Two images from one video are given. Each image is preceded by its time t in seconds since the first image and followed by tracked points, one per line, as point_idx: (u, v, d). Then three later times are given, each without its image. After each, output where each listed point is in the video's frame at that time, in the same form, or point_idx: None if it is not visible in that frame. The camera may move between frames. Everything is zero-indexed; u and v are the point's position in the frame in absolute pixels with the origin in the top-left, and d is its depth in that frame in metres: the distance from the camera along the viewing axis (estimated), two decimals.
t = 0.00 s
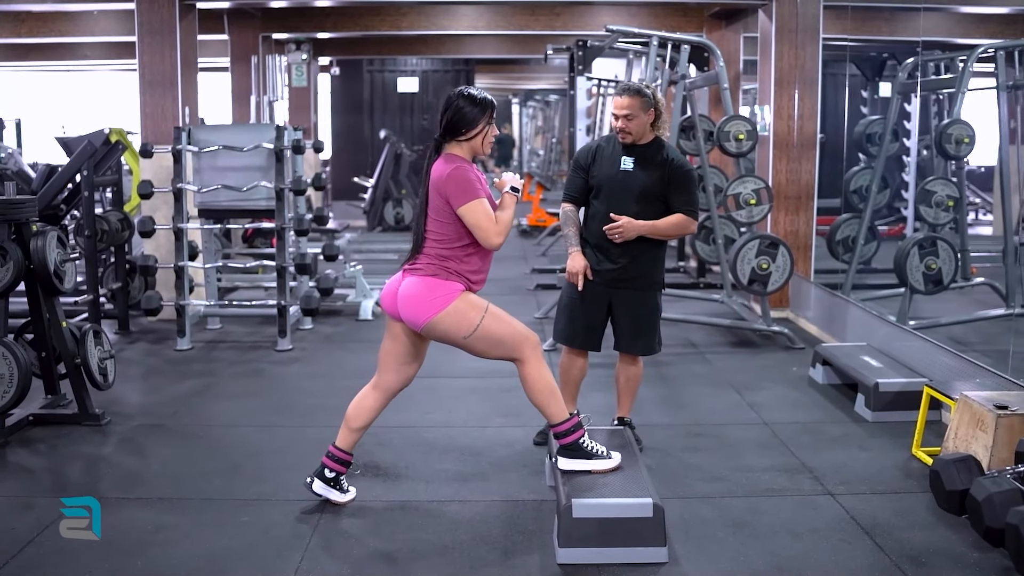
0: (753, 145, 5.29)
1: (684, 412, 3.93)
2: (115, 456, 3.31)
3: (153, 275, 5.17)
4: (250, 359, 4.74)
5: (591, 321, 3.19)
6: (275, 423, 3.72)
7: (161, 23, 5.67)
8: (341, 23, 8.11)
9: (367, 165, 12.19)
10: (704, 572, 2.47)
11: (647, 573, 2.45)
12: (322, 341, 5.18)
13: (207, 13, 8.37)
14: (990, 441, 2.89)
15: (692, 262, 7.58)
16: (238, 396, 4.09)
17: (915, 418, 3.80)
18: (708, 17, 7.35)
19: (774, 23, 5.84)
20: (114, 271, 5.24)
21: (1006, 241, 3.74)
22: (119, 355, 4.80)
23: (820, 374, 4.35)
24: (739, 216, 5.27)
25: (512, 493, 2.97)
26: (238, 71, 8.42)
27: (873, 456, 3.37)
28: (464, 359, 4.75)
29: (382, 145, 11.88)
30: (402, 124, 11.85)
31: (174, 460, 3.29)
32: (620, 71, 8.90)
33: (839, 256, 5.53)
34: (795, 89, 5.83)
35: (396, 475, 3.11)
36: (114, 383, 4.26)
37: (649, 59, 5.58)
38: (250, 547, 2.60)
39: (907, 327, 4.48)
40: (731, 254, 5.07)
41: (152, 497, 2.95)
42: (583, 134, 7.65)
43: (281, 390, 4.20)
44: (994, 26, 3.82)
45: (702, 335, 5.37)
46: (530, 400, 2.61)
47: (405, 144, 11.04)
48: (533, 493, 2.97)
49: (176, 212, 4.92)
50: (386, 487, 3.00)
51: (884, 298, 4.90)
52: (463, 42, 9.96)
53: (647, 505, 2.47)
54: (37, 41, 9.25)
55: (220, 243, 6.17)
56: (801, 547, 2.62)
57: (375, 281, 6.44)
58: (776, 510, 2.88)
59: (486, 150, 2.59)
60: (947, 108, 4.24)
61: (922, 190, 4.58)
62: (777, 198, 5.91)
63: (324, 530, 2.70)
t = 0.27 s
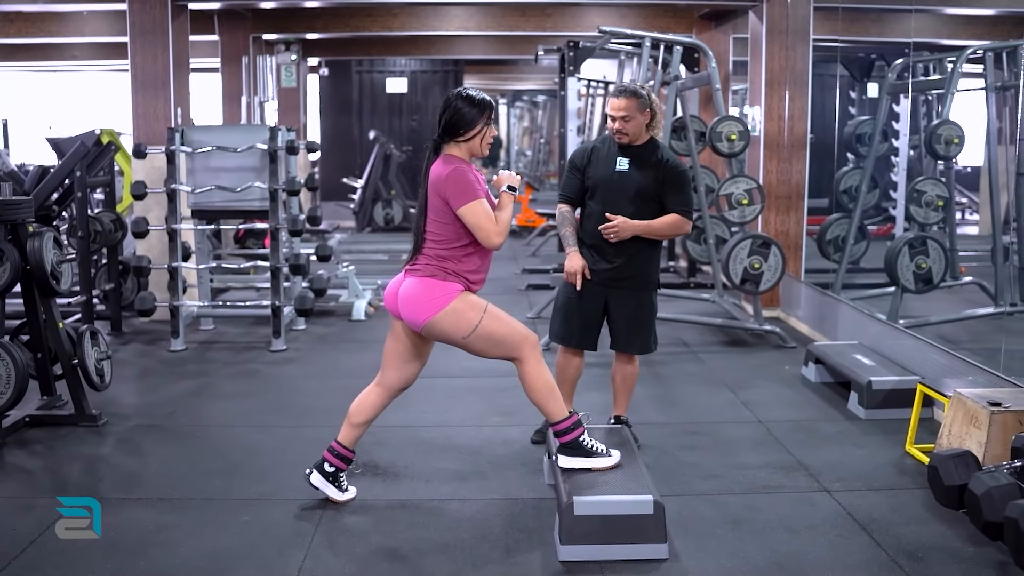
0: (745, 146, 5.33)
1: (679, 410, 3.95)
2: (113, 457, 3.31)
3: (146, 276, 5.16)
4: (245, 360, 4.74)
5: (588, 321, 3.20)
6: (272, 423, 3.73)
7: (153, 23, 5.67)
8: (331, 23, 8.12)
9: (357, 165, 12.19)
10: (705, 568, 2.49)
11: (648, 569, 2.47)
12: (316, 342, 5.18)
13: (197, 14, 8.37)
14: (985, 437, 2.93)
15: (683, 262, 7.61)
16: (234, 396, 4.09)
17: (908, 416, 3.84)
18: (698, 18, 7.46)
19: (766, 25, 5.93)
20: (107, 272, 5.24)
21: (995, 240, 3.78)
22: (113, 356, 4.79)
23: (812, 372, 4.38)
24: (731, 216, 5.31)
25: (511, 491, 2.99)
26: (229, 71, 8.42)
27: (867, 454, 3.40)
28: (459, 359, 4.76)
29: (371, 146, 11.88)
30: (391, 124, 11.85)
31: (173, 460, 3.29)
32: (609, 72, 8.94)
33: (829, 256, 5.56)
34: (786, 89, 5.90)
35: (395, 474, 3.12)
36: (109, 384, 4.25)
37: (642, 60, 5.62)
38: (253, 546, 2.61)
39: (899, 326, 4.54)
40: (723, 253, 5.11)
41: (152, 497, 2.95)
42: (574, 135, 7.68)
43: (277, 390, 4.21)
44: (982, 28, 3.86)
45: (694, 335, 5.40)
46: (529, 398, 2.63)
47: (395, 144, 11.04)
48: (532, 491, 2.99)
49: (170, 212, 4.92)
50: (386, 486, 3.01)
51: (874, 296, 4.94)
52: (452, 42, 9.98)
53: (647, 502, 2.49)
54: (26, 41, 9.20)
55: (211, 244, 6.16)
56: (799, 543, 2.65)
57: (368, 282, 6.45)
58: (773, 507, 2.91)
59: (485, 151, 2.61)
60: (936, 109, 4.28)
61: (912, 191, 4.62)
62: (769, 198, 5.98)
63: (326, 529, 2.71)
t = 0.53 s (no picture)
0: (742, 146, 5.35)
1: (679, 409, 3.97)
2: (115, 457, 3.31)
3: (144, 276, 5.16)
4: (244, 360, 4.74)
5: (587, 321, 3.20)
6: (273, 423, 3.73)
7: (150, 24, 5.67)
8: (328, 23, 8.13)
9: (352, 165, 12.19)
10: (708, 565, 2.50)
11: (652, 567, 2.49)
12: (315, 341, 5.19)
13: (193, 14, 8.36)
14: (984, 435, 2.95)
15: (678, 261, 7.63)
16: (233, 396, 4.09)
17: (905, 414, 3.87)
18: (694, 19, 7.47)
19: (763, 25, 5.97)
20: (105, 273, 5.24)
21: (990, 240, 3.80)
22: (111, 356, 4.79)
23: (810, 371, 4.40)
24: (729, 216, 5.33)
25: (513, 490, 3.00)
26: (225, 71, 8.42)
27: (866, 452, 3.42)
28: (458, 358, 4.77)
29: (367, 145, 11.89)
30: (386, 124, 11.86)
31: (175, 460, 3.29)
32: (605, 72, 8.96)
33: (827, 255, 5.59)
34: (782, 89, 5.93)
35: (398, 473, 3.13)
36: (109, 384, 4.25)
37: (639, 61, 5.64)
38: (257, 545, 2.61)
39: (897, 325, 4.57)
40: (721, 253, 5.13)
41: (155, 496, 2.95)
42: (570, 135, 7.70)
43: (277, 390, 4.21)
44: (977, 28, 3.89)
45: (692, 334, 5.42)
46: (531, 397, 2.64)
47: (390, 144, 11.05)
48: (534, 489, 3.00)
49: (168, 213, 4.92)
50: (388, 485, 3.02)
51: (870, 296, 4.97)
52: (448, 42, 9.98)
53: (651, 501, 2.50)
54: (21, 41, 9.18)
55: (209, 244, 6.15)
56: (800, 540, 2.67)
57: (365, 282, 6.46)
58: (774, 505, 2.93)
59: (486, 153, 2.61)
60: (932, 109, 4.29)
61: (908, 191, 4.63)
62: (765, 198, 6.01)
63: (329, 528, 2.71)
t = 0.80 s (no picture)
0: (752, 145, 5.34)
1: (689, 408, 3.97)
2: (128, 454, 3.32)
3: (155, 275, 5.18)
4: (254, 359, 4.76)
5: (592, 320, 3.21)
6: (284, 421, 3.75)
7: (161, 23, 5.70)
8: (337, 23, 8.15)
9: (360, 165, 12.21)
10: (720, 563, 2.51)
11: (665, 565, 2.49)
12: (325, 340, 5.20)
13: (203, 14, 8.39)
14: (995, 434, 2.95)
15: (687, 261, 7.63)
16: (245, 394, 4.11)
17: (917, 413, 3.86)
18: (703, 18, 7.47)
19: (773, 25, 5.98)
20: (116, 272, 5.26)
21: (1000, 239, 3.80)
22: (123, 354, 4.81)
23: (820, 370, 4.40)
24: (739, 215, 5.34)
25: (525, 488, 3.01)
26: (235, 71, 8.45)
27: (877, 451, 3.42)
28: (467, 357, 4.78)
29: (375, 145, 11.91)
30: (395, 124, 11.88)
31: (187, 458, 3.31)
32: (614, 72, 8.97)
33: (836, 255, 5.59)
34: (792, 89, 5.91)
35: (410, 471, 3.14)
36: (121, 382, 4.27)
37: (649, 60, 5.64)
38: (270, 542, 2.62)
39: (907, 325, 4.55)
40: (731, 252, 5.13)
41: (169, 493, 2.97)
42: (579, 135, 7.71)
43: (288, 389, 4.23)
44: (987, 28, 3.88)
45: (701, 333, 5.42)
46: (545, 395, 2.64)
47: (399, 144, 11.07)
48: (546, 487, 3.01)
49: (179, 212, 4.94)
50: (400, 483, 3.03)
51: (880, 295, 4.96)
52: (456, 42, 10.00)
53: (664, 498, 2.51)
54: (31, 41, 9.21)
55: (219, 243, 6.18)
56: (813, 539, 2.67)
57: (375, 281, 6.47)
58: (786, 503, 2.93)
59: (498, 152, 2.62)
60: (943, 108, 4.28)
61: (918, 190, 4.62)
62: (775, 197, 6.02)
63: (342, 525, 2.72)
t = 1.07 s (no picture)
0: (771, 146, 5.35)
1: (707, 408, 3.99)
2: (151, 450, 3.37)
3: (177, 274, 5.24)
4: (276, 357, 4.81)
5: (602, 319, 3.23)
6: (305, 418, 3.79)
7: (183, 24, 5.75)
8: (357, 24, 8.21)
9: (379, 165, 12.27)
10: (738, 561, 2.53)
11: (683, 562, 2.51)
12: (345, 339, 5.25)
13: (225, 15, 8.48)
14: (1014, 434, 2.95)
15: (705, 262, 7.63)
16: (266, 392, 4.15)
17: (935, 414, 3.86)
18: (722, 19, 7.47)
19: (791, 25, 5.95)
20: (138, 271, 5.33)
21: None
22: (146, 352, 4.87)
23: (839, 371, 4.41)
24: (758, 215, 5.34)
25: (545, 485, 3.03)
26: (256, 72, 8.53)
27: (896, 451, 3.43)
28: (486, 356, 4.82)
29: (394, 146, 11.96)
30: (413, 124, 11.93)
31: (210, 454, 3.35)
32: (632, 73, 8.98)
33: (855, 256, 5.57)
34: (811, 90, 5.92)
35: (430, 468, 3.18)
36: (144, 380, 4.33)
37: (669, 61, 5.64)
38: (293, 537, 2.66)
39: (925, 325, 4.52)
40: (749, 253, 5.14)
41: (192, 489, 3.01)
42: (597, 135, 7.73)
43: (309, 386, 4.27)
44: (1007, 28, 3.87)
45: (719, 333, 5.43)
46: (566, 393, 2.66)
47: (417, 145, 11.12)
48: (566, 485, 3.03)
49: (201, 211, 5.00)
50: (421, 480, 3.07)
51: (899, 296, 4.95)
52: (475, 42, 10.04)
53: (682, 496, 2.53)
54: (55, 42, 9.31)
55: (240, 243, 6.24)
56: (831, 538, 2.68)
57: (394, 281, 6.52)
58: (804, 502, 2.94)
59: (519, 153, 2.63)
60: (961, 110, 4.28)
61: (937, 191, 4.62)
62: (794, 198, 5.99)
63: (363, 521, 2.76)
